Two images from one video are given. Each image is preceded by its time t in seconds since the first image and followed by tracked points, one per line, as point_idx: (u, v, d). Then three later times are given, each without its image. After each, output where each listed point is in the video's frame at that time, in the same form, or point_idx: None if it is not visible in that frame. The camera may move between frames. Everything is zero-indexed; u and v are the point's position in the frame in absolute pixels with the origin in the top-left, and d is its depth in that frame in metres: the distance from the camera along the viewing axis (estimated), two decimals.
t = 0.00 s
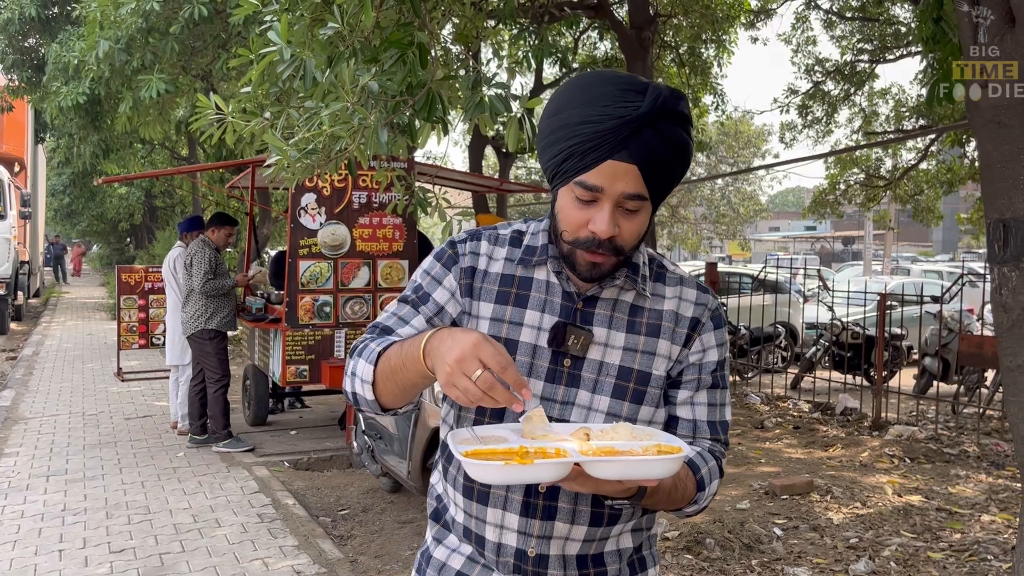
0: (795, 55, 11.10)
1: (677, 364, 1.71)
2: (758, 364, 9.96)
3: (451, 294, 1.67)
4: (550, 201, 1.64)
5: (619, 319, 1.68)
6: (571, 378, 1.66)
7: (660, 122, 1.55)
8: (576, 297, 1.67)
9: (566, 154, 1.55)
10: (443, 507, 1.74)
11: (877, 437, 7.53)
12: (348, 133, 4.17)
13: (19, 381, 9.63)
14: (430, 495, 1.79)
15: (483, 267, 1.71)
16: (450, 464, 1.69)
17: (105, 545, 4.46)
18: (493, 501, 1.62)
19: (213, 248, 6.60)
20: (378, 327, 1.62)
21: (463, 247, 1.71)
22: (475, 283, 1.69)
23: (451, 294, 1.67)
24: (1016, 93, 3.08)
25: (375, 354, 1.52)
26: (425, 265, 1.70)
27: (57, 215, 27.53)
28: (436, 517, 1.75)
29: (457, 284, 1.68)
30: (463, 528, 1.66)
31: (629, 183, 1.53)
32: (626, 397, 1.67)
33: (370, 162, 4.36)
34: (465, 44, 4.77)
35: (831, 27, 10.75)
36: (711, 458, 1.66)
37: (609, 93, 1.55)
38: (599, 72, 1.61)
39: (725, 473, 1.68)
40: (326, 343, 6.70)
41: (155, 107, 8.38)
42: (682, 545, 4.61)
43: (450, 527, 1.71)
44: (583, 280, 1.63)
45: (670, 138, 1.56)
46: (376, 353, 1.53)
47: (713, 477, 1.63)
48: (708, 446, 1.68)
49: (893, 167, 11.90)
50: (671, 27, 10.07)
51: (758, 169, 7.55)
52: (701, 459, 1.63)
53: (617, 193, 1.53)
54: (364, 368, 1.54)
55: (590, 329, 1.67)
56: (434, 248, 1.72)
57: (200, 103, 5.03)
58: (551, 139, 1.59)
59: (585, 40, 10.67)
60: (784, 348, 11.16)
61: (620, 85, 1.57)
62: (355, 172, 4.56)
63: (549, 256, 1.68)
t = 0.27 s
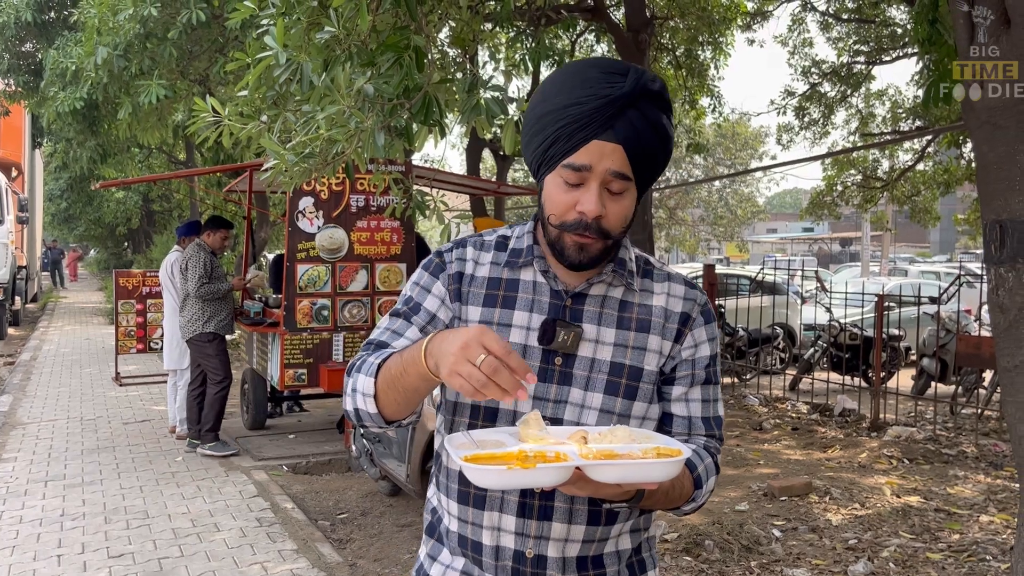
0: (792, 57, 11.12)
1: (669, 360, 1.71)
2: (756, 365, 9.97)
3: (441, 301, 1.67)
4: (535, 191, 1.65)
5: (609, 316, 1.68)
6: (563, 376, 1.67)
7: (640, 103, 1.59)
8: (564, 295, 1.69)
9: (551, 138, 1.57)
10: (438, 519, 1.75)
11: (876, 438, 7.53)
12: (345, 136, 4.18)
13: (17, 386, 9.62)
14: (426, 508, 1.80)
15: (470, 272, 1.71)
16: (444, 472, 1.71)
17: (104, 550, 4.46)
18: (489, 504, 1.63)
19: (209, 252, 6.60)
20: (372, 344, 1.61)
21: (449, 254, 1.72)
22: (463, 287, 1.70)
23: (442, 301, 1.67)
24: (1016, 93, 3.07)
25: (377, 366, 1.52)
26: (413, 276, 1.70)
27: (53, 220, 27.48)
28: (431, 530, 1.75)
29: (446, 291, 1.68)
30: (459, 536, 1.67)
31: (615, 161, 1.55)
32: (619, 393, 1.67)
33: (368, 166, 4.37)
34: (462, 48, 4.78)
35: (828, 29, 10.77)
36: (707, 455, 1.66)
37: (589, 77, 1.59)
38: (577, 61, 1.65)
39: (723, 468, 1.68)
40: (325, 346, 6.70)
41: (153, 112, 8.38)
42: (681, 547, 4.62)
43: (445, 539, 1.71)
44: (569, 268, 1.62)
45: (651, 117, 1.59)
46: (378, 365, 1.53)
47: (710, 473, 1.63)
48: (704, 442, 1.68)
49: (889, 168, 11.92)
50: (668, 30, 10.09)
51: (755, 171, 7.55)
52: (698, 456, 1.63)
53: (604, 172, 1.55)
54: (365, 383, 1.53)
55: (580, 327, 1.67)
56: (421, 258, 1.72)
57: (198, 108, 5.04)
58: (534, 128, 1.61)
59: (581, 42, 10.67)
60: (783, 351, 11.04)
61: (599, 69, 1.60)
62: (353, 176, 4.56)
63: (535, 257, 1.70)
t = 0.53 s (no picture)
0: (790, 59, 11.13)
1: (644, 353, 1.71)
2: (755, 367, 9.97)
3: (415, 312, 1.69)
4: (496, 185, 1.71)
5: (580, 312, 1.69)
6: (538, 375, 1.67)
7: (581, 77, 1.68)
8: (534, 294, 1.70)
9: (503, 121, 1.64)
10: (422, 531, 1.75)
11: (875, 439, 7.54)
12: (343, 140, 4.18)
13: (17, 391, 9.61)
14: (409, 521, 1.80)
15: (439, 279, 1.72)
16: (424, 482, 1.71)
17: (104, 555, 4.45)
18: (473, 510, 1.64)
19: (205, 257, 6.58)
20: (359, 365, 1.64)
21: (418, 264, 1.74)
22: (433, 294, 1.71)
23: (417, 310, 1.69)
24: (1016, 93, 3.07)
25: (374, 382, 1.54)
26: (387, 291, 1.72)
27: (52, 225, 27.44)
28: (416, 543, 1.75)
29: (417, 300, 1.70)
30: (444, 545, 1.66)
31: (567, 132, 1.62)
32: (595, 388, 1.67)
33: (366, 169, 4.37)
34: (460, 52, 4.79)
35: (825, 31, 10.79)
36: (687, 448, 1.68)
37: (531, 60, 1.68)
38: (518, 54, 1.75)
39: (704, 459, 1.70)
40: (324, 350, 6.67)
41: (151, 116, 8.39)
42: (681, 550, 4.62)
43: (430, 551, 1.71)
44: (539, 248, 1.65)
45: (594, 89, 1.68)
46: (375, 382, 1.55)
47: (691, 466, 1.65)
48: (683, 435, 1.70)
49: (887, 170, 11.94)
50: (665, 33, 10.11)
51: (753, 173, 7.56)
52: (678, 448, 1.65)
53: (558, 143, 1.62)
54: (365, 401, 1.53)
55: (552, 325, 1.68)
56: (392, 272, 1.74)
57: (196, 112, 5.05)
58: (485, 119, 1.69)
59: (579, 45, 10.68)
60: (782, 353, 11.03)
61: (539, 53, 1.70)
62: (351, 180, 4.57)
63: (502, 259, 1.71)
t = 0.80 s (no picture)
0: (789, 61, 11.15)
1: (618, 350, 1.72)
2: (755, 369, 9.97)
3: (381, 325, 1.69)
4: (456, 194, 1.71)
5: (551, 313, 1.69)
6: (512, 379, 1.67)
7: (530, 77, 1.67)
8: (503, 297, 1.70)
9: (456, 130, 1.64)
10: (406, 540, 1.74)
11: (876, 441, 7.54)
12: (342, 144, 4.18)
13: (17, 396, 9.60)
14: (392, 529, 1.79)
15: (405, 290, 1.71)
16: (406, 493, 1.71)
17: (105, 560, 4.46)
18: (456, 519, 1.64)
19: (203, 262, 6.59)
20: (331, 388, 1.64)
21: (382, 276, 1.73)
22: (400, 306, 1.70)
23: (383, 324, 1.68)
24: (1016, 93, 3.06)
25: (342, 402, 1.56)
26: (353, 307, 1.72)
27: (51, 230, 27.45)
28: (400, 552, 1.74)
29: (384, 313, 1.69)
30: (430, 554, 1.67)
31: (521, 137, 1.62)
32: (570, 389, 1.67)
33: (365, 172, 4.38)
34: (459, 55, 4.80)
35: (823, 33, 10.80)
36: (666, 441, 1.70)
37: (478, 65, 1.67)
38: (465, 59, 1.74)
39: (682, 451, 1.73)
40: (325, 353, 6.71)
41: (151, 120, 8.39)
42: (682, 552, 4.62)
43: (417, 559, 1.70)
44: (505, 256, 1.66)
45: (544, 90, 1.67)
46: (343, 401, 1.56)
47: (670, 458, 1.68)
48: (661, 429, 1.72)
49: (887, 171, 11.95)
50: (664, 35, 10.13)
51: (752, 175, 7.57)
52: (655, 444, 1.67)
53: (513, 150, 1.62)
54: (335, 420, 1.55)
55: (523, 328, 1.68)
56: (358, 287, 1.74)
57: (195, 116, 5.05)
58: (437, 130, 1.69)
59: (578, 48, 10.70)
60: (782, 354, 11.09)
61: (485, 56, 1.69)
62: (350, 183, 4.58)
63: (468, 265, 1.70)
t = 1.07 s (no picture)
0: (788, 63, 11.16)
1: (601, 350, 1.73)
2: (756, 371, 9.97)
3: (359, 343, 1.72)
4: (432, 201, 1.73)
5: (532, 317, 1.70)
6: (496, 387, 1.68)
7: (503, 83, 1.68)
8: (483, 305, 1.70)
9: (432, 139, 1.65)
10: (401, 546, 1.75)
11: (877, 442, 7.54)
12: (342, 146, 4.19)
13: (18, 400, 9.60)
14: (386, 536, 1.80)
15: (384, 305, 1.73)
16: (400, 502, 1.72)
17: (107, 563, 4.46)
18: (449, 530, 1.64)
19: (201, 266, 6.59)
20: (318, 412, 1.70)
21: (359, 293, 1.75)
22: (379, 323, 1.73)
23: (356, 345, 1.72)
24: (1016, 93, 3.07)
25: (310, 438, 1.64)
26: (335, 328, 1.75)
27: (51, 234, 27.45)
28: (395, 557, 1.75)
29: (363, 331, 1.72)
30: (427, 562, 1.68)
31: (497, 144, 1.63)
32: (555, 394, 1.68)
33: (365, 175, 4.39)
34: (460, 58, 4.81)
35: (823, 34, 10.82)
36: (654, 437, 1.70)
37: (450, 71, 1.68)
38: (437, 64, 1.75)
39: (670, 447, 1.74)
40: (325, 356, 6.71)
41: (151, 124, 8.41)
42: (684, 553, 4.62)
43: (412, 565, 1.71)
44: (483, 264, 1.68)
45: (516, 94, 1.68)
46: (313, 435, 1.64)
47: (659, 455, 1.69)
48: (648, 425, 1.72)
49: (887, 172, 11.96)
50: (664, 37, 10.15)
51: (753, 177, 7.57)
52: (643, 442, 1.67)
53: (488, 158, 1.63)
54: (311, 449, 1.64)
55: (504, 334, 1.69)
56: (337, 307, 1.77)
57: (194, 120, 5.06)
58: (412, 137, 1.70)
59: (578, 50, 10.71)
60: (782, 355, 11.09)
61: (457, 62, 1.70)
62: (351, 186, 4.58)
63: (445, 274, 1.71)
